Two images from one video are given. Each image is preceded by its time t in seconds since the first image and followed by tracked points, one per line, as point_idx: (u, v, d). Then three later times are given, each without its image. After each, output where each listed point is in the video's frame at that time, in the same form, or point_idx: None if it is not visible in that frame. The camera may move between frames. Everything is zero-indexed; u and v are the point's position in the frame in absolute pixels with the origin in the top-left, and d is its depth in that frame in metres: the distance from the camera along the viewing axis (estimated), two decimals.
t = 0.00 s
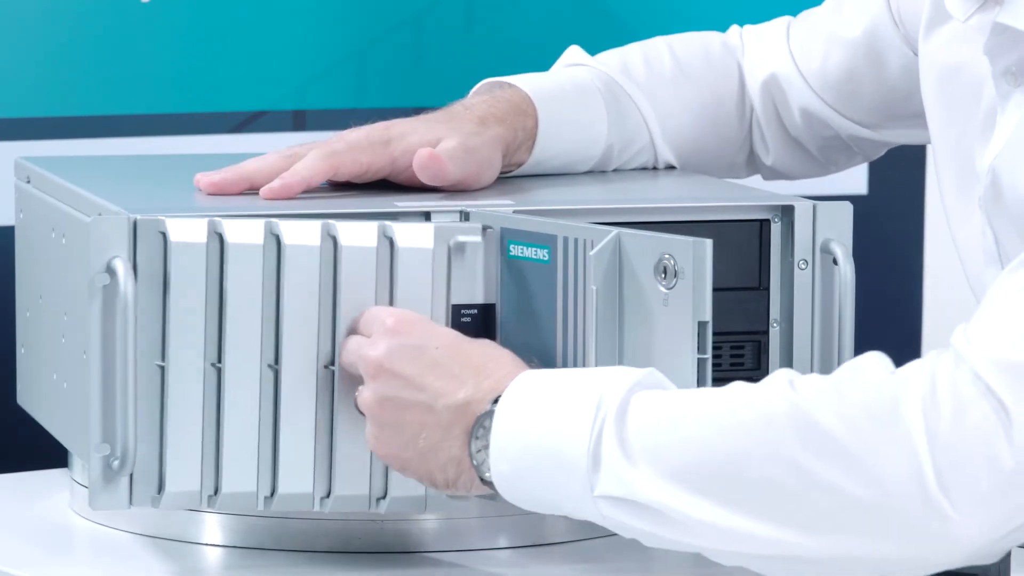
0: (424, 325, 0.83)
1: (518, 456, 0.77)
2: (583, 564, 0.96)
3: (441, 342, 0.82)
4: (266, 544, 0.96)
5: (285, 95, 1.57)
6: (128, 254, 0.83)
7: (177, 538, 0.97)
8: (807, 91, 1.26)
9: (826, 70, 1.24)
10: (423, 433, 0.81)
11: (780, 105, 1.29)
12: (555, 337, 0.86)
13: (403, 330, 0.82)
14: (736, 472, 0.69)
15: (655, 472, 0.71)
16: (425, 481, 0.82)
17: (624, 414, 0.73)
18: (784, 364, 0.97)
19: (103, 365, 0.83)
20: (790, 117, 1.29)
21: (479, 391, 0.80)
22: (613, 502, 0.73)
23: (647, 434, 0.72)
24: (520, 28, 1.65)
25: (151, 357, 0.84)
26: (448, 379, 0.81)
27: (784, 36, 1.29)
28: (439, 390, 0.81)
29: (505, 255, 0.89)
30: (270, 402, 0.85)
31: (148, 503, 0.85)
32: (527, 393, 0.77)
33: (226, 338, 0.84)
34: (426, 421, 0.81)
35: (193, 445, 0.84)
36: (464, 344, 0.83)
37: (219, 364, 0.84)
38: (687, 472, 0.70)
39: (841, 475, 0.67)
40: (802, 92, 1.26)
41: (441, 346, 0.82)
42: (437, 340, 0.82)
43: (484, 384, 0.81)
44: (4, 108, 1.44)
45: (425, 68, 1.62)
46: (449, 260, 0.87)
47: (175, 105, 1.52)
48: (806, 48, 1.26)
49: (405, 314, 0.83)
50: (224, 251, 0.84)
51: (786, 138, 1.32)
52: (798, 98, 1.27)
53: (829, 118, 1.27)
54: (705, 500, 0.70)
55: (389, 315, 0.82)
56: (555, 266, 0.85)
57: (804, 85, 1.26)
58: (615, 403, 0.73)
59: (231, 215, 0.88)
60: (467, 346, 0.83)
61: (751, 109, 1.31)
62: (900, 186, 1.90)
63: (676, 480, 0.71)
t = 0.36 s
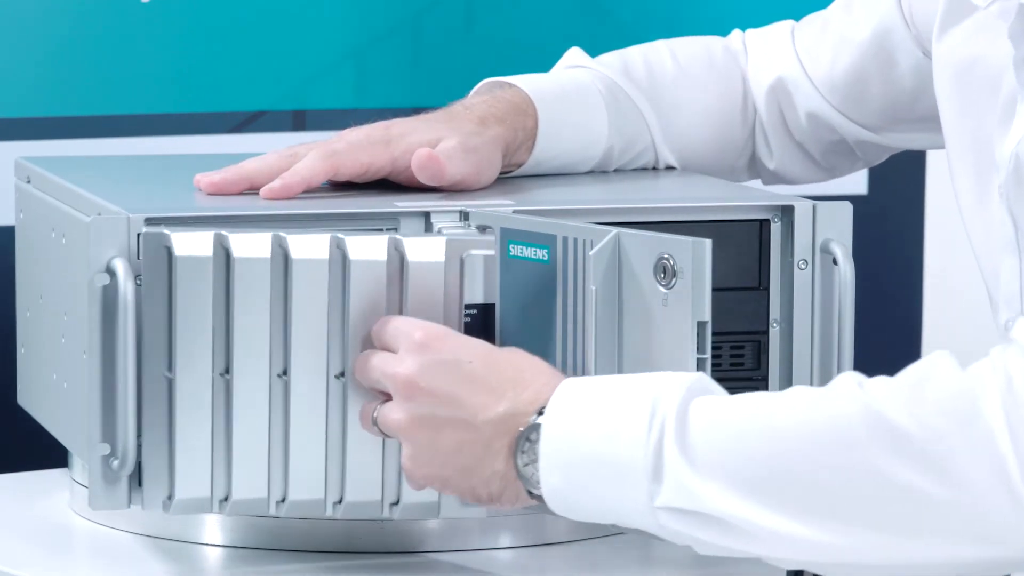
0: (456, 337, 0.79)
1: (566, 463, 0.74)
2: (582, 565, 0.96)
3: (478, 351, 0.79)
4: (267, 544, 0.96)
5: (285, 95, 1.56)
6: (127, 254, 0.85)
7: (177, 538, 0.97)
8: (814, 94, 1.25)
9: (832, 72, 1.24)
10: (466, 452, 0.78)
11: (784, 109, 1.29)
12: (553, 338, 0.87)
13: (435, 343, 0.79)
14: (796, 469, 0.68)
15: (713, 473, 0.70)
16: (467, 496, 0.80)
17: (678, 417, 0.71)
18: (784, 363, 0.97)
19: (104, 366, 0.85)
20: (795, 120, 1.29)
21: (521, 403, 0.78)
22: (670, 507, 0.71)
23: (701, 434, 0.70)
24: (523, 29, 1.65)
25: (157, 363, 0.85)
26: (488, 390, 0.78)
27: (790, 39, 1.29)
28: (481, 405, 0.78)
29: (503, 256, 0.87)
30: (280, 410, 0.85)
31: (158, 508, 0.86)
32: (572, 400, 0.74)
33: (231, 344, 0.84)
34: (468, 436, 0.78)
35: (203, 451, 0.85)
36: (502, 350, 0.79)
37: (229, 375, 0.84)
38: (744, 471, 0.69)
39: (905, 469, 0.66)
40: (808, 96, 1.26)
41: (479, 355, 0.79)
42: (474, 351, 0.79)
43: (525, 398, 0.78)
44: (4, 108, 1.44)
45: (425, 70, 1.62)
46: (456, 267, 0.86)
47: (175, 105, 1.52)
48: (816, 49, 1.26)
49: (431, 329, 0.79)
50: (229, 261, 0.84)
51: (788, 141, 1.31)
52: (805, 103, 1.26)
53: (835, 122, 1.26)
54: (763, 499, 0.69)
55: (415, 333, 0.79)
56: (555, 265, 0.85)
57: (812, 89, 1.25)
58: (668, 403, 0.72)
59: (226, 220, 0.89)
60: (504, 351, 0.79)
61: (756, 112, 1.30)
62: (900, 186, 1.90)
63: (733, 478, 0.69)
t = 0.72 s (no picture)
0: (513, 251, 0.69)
1: (638, 391, 0.68)
2: (583, 565, 0.96)
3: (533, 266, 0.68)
4: (267, 543, 0.95)
5: (286, 96, 1.56)
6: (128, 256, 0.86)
7: (177, 538, 0.97)
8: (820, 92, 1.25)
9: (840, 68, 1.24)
10: (521, 388, 0.69)
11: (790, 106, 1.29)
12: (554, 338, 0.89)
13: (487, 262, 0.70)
14: (904, 396, 0.64)
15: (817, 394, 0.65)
16: (520, 428, 0.72)
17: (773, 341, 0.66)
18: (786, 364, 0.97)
19: (104, 370, 0.87)
20: (800, 119, 1.29)
21: (580, 346, 0.68)
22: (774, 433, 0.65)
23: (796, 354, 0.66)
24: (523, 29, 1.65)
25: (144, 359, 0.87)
26: (541, 324, 0.67)
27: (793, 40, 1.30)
28: (530, 350, 0.67)
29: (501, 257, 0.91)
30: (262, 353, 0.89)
31: (146, 500, 0.90)
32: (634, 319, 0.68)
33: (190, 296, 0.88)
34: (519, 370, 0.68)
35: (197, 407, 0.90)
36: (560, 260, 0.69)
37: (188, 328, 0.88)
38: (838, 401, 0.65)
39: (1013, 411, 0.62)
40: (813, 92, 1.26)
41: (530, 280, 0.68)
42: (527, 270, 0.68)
43: (585, 331, 0.68)
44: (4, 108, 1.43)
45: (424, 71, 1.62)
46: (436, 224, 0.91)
47: (175, 105, 1.51)
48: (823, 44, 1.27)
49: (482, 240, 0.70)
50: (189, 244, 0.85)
51: (790, 139, 1.31)
52: (811, 99, 1.26)
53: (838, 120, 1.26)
54: (861, 428, 0.65)
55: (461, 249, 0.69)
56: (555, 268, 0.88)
57: (819, 85, 1.26)
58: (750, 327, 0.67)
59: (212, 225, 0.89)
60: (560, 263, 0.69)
61: (759, 111, 1.31)
62: (900, 186, 1.90)
63: (833, 406, 0.65)
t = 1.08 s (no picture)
0: (625, 292, 0.72)
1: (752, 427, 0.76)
2: (582, 564, 0.96)
3: (647, 309, 0.72)
4: (268, 543, 0.96)
5: (286, 95, 1.56)
6: (128, 254, 0.85)
7: (177, 538, 0.97)
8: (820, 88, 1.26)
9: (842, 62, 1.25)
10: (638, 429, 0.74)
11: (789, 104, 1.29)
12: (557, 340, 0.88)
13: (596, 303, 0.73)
14: (999, 421, 0.74)
15: (920, 420, 0.74)
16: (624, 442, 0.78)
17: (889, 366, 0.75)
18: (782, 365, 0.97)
19: (104, 362, 0.85)
20: (798, 116, 1.29)
21: (695, 389, 0.74)
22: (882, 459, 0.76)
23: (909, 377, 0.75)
24: (523, 29, 1.65)
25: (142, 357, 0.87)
26: (662, 376, 0.72)
27: (793, 38, 1.32)
28: (654, 404, 0.73)
29: (503, 254, 0.90)
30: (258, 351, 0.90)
31: (146, 500, 0.89)
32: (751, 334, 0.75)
33: (180, 287, 0.88)
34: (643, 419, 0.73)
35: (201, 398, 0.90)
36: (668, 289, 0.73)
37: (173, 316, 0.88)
38: (946, 427, 0.74)
39: None
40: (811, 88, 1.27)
41: (649, 323, 0.72)
42: (643, 309, 0.72)
43: (701, 374, 0.74)
44: (5, 108, 1.43)
45: (423, 71, 1.61)
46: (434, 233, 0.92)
47: (176, 105, 1.51)
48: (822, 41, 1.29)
49: (586, 273, 0.71)
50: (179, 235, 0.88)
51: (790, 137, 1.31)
52: (807, 91, 1.27)
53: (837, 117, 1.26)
54: (961, 455, 0.75)
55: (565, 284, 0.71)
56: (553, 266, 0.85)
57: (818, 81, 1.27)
58: (866, 348, 0.76)
59: (212, 223, 0.88)
60: (670, 295, 0.73)
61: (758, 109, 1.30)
62: (900, 187, 1.90)
63: (939, 438, 0.74)
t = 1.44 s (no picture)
0: (709, 319, 0.79)
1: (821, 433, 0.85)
2: (582, 564, 0.96)
3: (731, 333, 0.80)
4: (268, 544, 0.96)
5: (286, 95, 1.56)
6: (128, 254, 0.85)
7: (177, 538, 0.97)
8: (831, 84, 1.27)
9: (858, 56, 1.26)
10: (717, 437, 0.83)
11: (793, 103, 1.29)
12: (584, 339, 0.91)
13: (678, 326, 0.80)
14: None
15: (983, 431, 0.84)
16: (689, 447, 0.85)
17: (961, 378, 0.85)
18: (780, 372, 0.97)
19: (104, 363, 0.85)
20: (807, 109, 1.29)
21: (772, 404, 0.83)
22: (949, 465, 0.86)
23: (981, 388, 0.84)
24: (524, 29, 1.65)
25: (142, 357, 0.87)
26: (743, 397, 0.81)
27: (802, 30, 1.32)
28: (739, 422, 0.82)
29: (515, 254, 0.91)
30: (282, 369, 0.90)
31: (146, 500, 0.88)
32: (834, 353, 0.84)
33: (179, 287, 0.88)
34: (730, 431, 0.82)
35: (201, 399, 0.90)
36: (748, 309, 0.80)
37: (179, 316, 0.88)
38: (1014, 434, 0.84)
39: None
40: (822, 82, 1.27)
41: (732, 348, 0.80)
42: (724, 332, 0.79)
43: (778, 389, 0.83)
44: (6, 108, 1.43)
45: (423, 71, 1.61)
46: (434, 232, 0.92)
47: (176, 105, 1.50)
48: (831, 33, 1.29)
49: (672, 304, 0.78)
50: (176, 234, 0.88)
51: (795, 132, 1.30)
52: (816, 82, 1.27)
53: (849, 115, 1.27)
54: None
55: (653, 316, 0.77)
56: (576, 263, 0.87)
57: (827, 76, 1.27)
58: (941, 359, 0.85)
59: (211, 222, 0.88)
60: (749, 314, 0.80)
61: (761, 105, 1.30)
62: (900, 187, 1.90)
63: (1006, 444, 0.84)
